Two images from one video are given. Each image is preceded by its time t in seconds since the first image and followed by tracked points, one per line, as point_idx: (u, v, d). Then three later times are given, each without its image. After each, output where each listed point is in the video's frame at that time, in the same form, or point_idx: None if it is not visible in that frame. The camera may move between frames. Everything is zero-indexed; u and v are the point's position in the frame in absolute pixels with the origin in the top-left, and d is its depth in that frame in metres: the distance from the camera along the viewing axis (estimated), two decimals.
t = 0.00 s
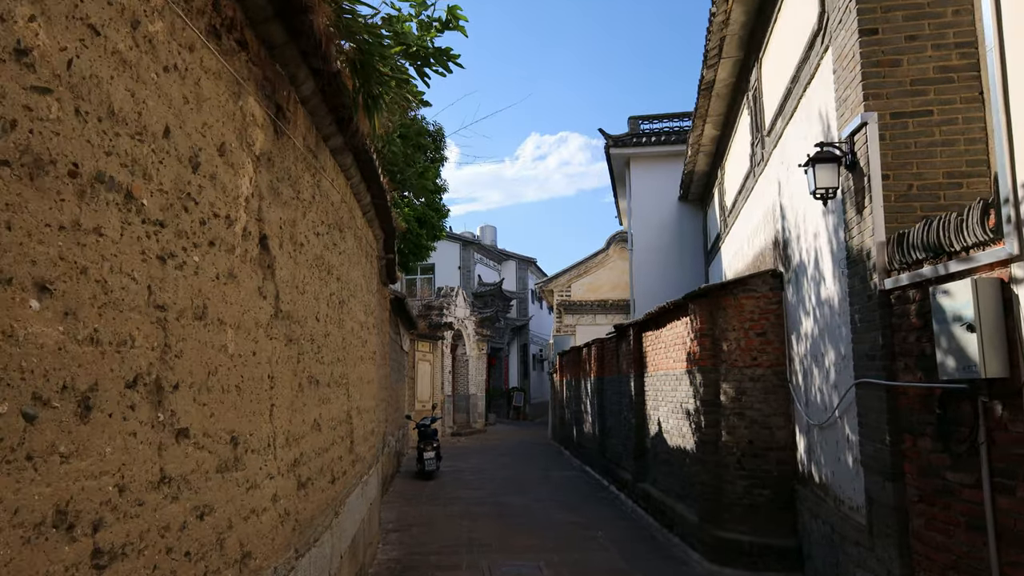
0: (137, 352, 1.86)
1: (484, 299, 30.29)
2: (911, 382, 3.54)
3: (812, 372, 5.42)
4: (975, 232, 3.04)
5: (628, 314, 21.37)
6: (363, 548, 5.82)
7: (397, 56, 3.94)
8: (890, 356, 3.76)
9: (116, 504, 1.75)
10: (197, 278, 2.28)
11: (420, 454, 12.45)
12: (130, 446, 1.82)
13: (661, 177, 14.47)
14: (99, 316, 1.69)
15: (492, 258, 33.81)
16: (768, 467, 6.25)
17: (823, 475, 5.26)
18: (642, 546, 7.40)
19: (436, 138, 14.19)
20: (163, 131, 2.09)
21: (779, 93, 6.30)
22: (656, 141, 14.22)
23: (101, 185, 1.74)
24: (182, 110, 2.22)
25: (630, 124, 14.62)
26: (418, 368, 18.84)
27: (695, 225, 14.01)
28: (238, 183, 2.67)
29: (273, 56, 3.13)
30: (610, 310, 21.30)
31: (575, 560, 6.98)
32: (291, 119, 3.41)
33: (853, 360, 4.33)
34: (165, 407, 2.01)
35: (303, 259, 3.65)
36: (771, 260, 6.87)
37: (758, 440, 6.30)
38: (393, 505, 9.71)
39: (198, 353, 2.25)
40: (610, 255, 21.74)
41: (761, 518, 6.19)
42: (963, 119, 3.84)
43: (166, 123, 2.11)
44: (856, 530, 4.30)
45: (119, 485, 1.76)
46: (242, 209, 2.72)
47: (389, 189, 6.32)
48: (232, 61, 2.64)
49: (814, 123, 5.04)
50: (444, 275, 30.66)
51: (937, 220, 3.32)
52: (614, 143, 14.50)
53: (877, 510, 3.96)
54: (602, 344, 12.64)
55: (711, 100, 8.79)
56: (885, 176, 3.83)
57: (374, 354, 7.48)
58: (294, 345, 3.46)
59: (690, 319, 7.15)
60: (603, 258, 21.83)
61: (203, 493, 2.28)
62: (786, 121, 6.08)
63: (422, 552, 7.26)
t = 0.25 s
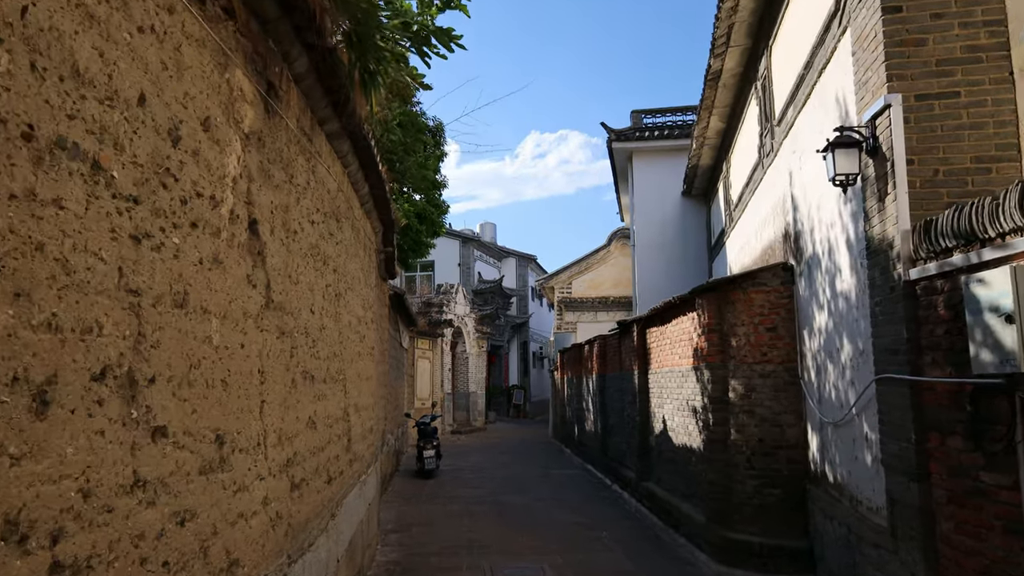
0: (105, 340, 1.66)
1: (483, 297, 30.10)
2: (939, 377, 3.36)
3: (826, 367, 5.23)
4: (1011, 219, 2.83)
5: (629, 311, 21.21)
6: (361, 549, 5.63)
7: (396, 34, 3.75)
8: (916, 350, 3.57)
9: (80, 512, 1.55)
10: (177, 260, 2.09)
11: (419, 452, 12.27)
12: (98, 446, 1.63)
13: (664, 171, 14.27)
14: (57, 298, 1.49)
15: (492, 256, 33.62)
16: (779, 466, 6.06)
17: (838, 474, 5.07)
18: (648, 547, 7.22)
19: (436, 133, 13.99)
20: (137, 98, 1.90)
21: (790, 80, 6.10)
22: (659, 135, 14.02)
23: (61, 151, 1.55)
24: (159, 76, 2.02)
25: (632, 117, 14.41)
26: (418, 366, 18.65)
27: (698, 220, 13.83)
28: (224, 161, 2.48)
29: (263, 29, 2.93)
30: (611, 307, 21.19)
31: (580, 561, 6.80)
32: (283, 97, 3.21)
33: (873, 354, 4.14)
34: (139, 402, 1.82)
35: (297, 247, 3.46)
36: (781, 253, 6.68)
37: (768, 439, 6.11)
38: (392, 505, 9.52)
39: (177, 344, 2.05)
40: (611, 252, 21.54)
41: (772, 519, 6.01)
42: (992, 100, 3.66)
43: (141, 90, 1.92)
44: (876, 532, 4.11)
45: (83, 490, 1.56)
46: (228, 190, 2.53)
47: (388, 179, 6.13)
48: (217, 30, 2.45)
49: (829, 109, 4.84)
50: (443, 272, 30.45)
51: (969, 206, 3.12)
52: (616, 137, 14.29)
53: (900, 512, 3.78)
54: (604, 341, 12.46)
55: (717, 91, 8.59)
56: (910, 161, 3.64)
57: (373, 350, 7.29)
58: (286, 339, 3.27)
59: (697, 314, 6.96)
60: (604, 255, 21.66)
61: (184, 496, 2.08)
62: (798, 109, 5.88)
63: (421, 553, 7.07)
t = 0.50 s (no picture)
0: (54, 338, 1.45)
1: (481, 294, 29.87)
2: (968, 378, 3.15)
3: (839, 366, 5.04)
4: None
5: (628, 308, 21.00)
6: (354, 555, 5.42)
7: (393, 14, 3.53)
8: (941, 349, 3.37)
9: (22, 538, 1.35)
10: (146, 250, 1.88)
11: (416, 452, 12.07)
12: (45, 460, 1.42)
13: (665, 167, 14.05)
14: None
15: (489, 252, 33.42)
16: (787, 468, 5.86)
17: (851, 477, 4.87)
18: (651, 550, 7.03)
19: (433, 127, 13.76)
20: (98, 65, 1.69)
21: (801, 69, 5.90)
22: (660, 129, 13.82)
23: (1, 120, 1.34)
24: (126, 43, 1.81)
25: (632, 112, 14.18)
26: (414, 363, 18.44)
27: (699, 216, 13.63)
28: (202, 142, 2.27)
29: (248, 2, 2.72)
30: (610, 305, 20.98)
31: (580, 565, 6.60)
32: (270, 78, 3.00)
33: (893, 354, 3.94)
34: (97, 409, 1.61)
35: (285, 238, 3.24)
36: (789, 249, 6.48)
37: (776, 440, 5.91)
38: (388, 506, 9.31)
39: (144, 342, 1.84)
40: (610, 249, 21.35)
41: (780, 522, 5.81)
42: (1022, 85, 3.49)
43: (103, 57, 1.70)
44: (895, 540, 3.91)
45: (26, 512, 1.36)
46: (207, 174, 2.31)
47: (384, 172, 5.92)
48: None
49: (845, 97, 4.64)
50: (440, 268, 30.22)
51: (1002, 196, 2.89)
52: (616, 132, 14.06)
53: (923, 520, 3.57)
54: (604, 338, 12.25)
55: (722, 83, 8.38)
56: (936, 149, 3.44)
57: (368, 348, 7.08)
58: (272, 336, 3.05)
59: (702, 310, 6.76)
60: (602, 252, 21.45)
61: (154, 511, 1.87)
62: (809, 99, 5.68)
63: (418, 557, 6.86)
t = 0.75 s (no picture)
0: None
1: (477, 291, 29.68)
2: (997, 373, 2.97)
3: (850, 361, 4.86)
4: None
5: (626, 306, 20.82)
6: (346, 559, 5.22)
7: None
8: (967, 342, 3.18)
9: None
10: (105, 227, 1.68)
11: (411, 451, 11.89)
12: None
13: (664, 162, 13.85)
14: None
15: (486, 250, 33.21)
16: (794, 467, 5.67)
17: (863, 477, 4.69)
18: (652, 552, 6.84)
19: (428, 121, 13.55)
20: (48, 15, 1.49)
21: (809, 56, 5.72)
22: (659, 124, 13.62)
23: None
24: None
25: (631, 106, 13.98)
26: (410, 361, 18.23)
27: (699, 211, 13.45)
28: (176, 113, 2.07)
29: None
30: (607, 302, 20.79)
31: (580, 567, 6.41)
32: (254, 51, 2.80)
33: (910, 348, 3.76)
34: (42, 404, 1.41)
35: (270, 223, 3.04)
36: (795, 242, 6.30)
37: (783, 439, 5.72)
38: (383, 506, 9.12)
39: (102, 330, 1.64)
40: (608, 246, 21.17)
41: (787, 524, 5.62)
42: None
43: (53, 6, 1.50)
44: (913, 544, 3.72)
45: None
46: (180, 148, 2.11)
47: (379, 161, 5.72)
48: None
49: (858, 81, 4.45)
50: (436, 266, 30.01)
51: None
52: (615, 126, 13.86)
53: (945, 522, 3.39)
54: (603, 335, 12.07)
55: (724, 73, 8.19)
56: (961, 131, 3.26)
57: (362, 344, 6.88)
58: (255, 329, 2.84)
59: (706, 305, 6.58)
60: (600, 249, 21.27)
61: (114, 519, 1.68)
62: (818, 86, 5.50)
63: (413, 559, 6.67)
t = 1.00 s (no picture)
0: None
1: (469, 289, 29.46)
2: None
3: (857, 360, 4.67)
4: None
5: (620, 304, 20.64)
6: (334, 565, 5.01)
7: None
8: (991, 341, 2.99)
9: None
10: (43, 206, 1.47)
11: (402, 451, 11.68)
12: None
13: (660, 157, 13.66)
14: None
15: (479, 247, 32.99)
16: (798, 470, 5.48)
17: (871, 481, 4.51)
18: (650, 556, 6.65)
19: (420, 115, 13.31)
20: None
21: (814, 44, 5.53)
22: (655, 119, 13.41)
23: None
24: None
25: (627, 101, 13.77)
26: (402, 359, 18.00)
27: (695, 208, 13.27)
28: (135, 83, 1.86)
29: None
30: (601, 300, 20.60)
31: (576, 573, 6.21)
32: (228, 24, 2.58)
33: (926, 346, 3.57)
34: None
35: (248, 211, 2.82)
36: (798, 237, 6.11)
37: (786, 440, 5.53)
38: (373, 508, 8.91)
39: (38, 324, 1.44)
40: (602, 244, 20.99)
41: (790, 528, 5.43)
42: None
43: None
44: (929, 552, 3.54)
45: None
46: (141, 123, 1.90)
47: (368, 151, 5.50)
48: None
49: (868, 67, 4.26)
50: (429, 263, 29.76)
51: None
52: (610, 121, 13.64)
53: (965, 531, 3.20)
54: (598, 333, 11.89)
55: (724, 64, 7.99)
56: (984, 116, 3.06)
57: (352, 342, 6.67)
58: (230, 325, 2.63)
59: (706, 302, 6.40)
60: (593, 246, 21.07)
61: (52, 540, 1.47)
62: (824, 75, 5.31)
63: (403, 564, 6.46)
